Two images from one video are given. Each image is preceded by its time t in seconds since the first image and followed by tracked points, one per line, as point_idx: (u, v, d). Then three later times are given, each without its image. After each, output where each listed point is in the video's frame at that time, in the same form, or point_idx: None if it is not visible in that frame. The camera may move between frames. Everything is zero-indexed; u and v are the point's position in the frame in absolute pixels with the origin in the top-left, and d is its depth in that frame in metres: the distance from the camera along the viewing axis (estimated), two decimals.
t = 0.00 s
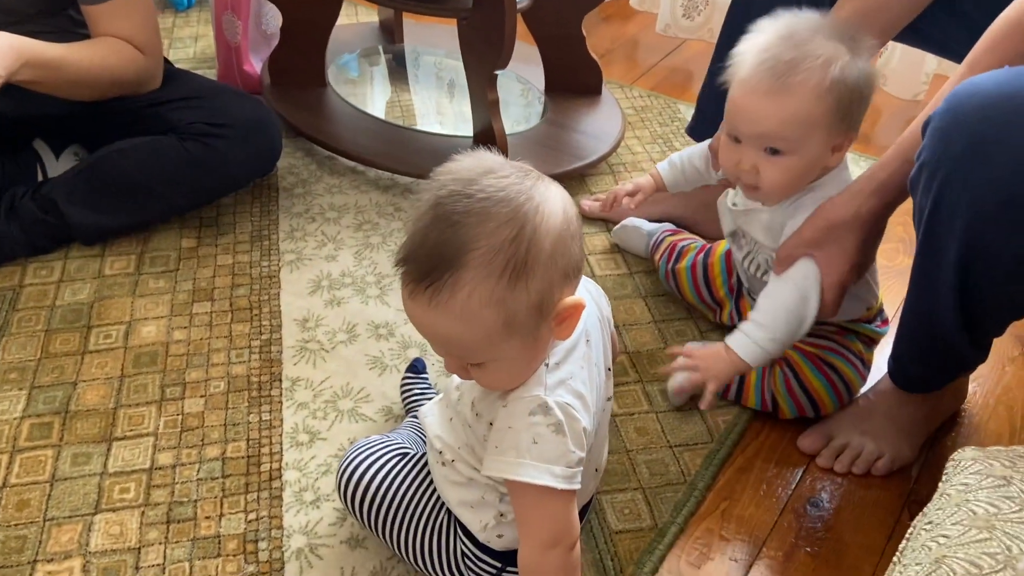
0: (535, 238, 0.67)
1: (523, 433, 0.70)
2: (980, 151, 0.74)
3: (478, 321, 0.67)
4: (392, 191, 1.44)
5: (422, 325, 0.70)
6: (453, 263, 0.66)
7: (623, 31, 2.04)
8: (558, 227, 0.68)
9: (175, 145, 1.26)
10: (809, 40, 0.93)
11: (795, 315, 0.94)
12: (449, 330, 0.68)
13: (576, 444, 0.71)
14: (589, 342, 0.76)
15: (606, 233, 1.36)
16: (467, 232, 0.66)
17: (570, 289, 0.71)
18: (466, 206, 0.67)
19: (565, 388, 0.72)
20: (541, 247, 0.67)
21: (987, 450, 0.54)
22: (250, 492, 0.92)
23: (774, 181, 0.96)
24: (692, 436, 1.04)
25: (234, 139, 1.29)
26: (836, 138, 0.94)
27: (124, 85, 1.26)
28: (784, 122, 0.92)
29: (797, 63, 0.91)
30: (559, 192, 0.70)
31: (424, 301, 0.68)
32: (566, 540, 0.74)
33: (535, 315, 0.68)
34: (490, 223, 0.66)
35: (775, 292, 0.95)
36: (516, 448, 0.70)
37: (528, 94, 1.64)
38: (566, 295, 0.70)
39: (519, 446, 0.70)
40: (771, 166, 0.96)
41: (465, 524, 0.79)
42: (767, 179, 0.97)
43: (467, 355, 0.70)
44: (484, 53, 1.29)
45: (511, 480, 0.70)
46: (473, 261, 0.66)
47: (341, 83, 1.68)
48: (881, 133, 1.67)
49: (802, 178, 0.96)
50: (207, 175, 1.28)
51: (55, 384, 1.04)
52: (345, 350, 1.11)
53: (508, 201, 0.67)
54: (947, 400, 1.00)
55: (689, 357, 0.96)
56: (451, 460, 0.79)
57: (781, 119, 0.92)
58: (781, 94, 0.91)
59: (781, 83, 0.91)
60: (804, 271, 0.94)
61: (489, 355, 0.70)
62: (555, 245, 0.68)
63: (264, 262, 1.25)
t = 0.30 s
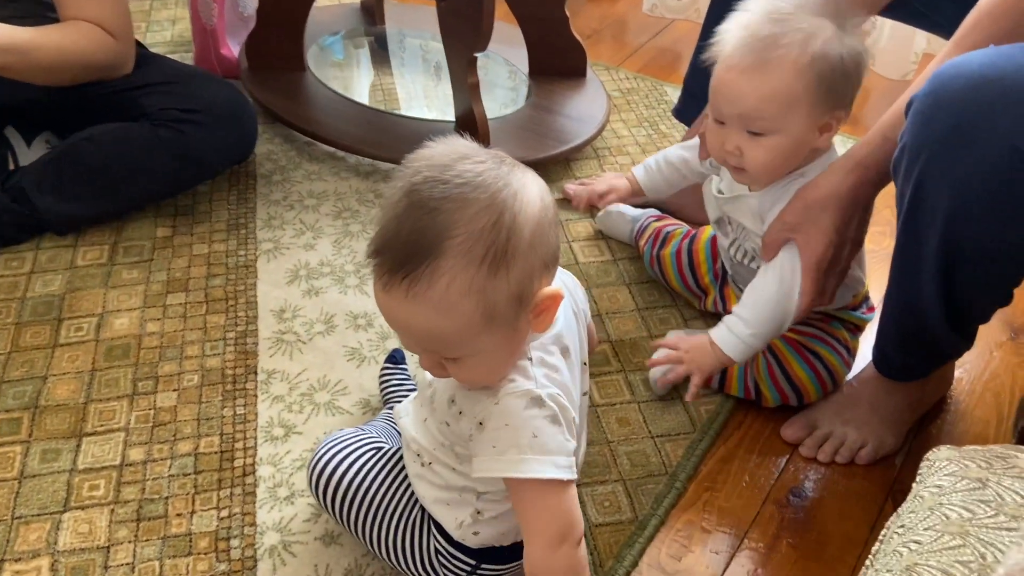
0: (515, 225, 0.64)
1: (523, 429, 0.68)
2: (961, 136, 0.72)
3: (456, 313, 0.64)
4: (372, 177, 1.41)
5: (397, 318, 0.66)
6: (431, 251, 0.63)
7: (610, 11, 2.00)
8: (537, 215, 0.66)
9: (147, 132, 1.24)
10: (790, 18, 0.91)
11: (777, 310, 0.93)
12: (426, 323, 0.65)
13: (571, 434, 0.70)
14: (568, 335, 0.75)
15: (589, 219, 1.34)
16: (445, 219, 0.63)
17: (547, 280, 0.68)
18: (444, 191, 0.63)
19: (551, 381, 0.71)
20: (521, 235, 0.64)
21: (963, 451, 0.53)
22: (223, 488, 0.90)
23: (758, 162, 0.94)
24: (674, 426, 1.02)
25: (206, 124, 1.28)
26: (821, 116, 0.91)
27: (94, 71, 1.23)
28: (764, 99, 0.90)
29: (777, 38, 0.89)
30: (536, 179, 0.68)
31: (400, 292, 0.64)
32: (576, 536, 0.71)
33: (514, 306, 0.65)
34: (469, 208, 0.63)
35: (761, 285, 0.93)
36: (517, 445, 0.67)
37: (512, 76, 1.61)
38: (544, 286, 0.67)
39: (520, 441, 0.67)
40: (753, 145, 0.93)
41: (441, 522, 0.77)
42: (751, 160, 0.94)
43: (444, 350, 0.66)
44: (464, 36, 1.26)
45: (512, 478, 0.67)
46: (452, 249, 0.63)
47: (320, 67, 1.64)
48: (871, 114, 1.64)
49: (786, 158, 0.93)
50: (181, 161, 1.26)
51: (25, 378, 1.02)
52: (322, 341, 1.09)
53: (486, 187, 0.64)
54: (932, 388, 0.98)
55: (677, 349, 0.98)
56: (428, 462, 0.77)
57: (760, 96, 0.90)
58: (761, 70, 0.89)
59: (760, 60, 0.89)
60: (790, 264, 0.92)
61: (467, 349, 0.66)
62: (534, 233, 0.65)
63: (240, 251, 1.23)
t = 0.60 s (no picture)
0: (494, 213, 0.62)
1: (500, 429, 0.66)
2: (949, 126, 0.70)
3: (428, 298, 0.62)
4: (355, 166, 1.39)
5: (366, 302, 0.64)
6: (404, 233, 0.61)
7: None
8: (520, 205, 0.63)
9: (122, 120, 1.22)
10: (771, 17, 0.89)
11: (728, 287, 0.95)
12: (395, 308, 0.63)
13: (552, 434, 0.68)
14: (554, 332, 0.73)
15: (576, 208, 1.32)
16: (423, 201, 0.61)
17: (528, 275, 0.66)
18: (423, 174, 0.62)
19: (530, 379, 0.69)
20: (499, 223, 0.62)
21: (942, 449, 0.52)
22: (199, 483, 0.89)
23: (734, 162, 0.95)
24: (659, 419, 1.01)
25: (183, 112, 1.26)
26: (798, 120, 0.91)
27: (69, 58, 1.20)
28: (736, 103, 0.90)
29: (756, 38, 0.89)
30: (522, 171, 0.66)
31: (371, 274, 0.62)
32: (568, 537, 0.69)
33: (490, 296, 0.63)
34: (448, 192, 0.61)
35: (725, 260, 0.94)
36: (494, 445, 0.66)
37: (499, 62, 1.58)
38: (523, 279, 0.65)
39: (496, 441, 0.66)
40: (729, 146, 0.94)
41: (428, 523, 0.76)
42: (728, 159, 0.95)
43: (413, 337, 0.65)
44: (447, 22, 1.24)
45: (490, 479, 0.66)
46: (426, 232, 0.61)
47: (304, 53, 1.62)
48: (862, 101, 1.62)
49: (762, 160, 0.94)
50: (158, 150, 1.24)
51: None
52: (302, 333, 1.07)
53: (466, 173, 0.62)
54: (920, 380, 0.97)
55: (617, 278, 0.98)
56: (414, 463, 0.76)
57: (732, 99, 0.90)
58: (734, 73, 0.89)
59: (733, 62, 0.89)
60: (756, 254, 0.93)
61: (438, 337, 0.64)
62: (514, 223, 0.63)
63: (219, 241, 1.21)
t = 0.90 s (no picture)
0: (490, 203, 0.61)
1: (451, 428, 0.64)
2: (935, 119, 0.70)
3: (401, 270, 0.61)
4: (345, 160, 1.38)
5: (344, 263, 0.64)
6: (393, 201, 0.61)
7: None
8: (519, 203, 0.63)
9: (108, 112, 1.20)
10: (764, 4, 0.90)
11: (722, 275, 0.95)
12: (369, 275, 0.62)
13: (507, 442, 0.65)
14: (534, 337, 0.69)
15: (566, 204, 1.31)
16: (418, 173, 0.61)
17: (513, 276, 0.65)
18: (424, 148, 0.62)
19: (497, 385, 0.66)
20: (491, 214, 0.61)
21: (925, 451, 0.52)
22: (182, 479, 0.88)
23: (728, 148, 0.94)
24: (647, 416, 1.00)
25: (169, 104, 1.25)
26: (790, 106, 0.90)
27: (56, 49, 1.19)
28: (729, 86, 0.89)
29: (748, 23, 0.89)
30: (532, 172, 0.65)
31: (355, 235, 0.62)
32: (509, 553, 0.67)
33: (467, 285, 0.63)
34: (445, 171, 0.61)
35: (719, 247, 0.94)
36: (443, 443, 0.64)
37: (492, 57, 1.57)
38: (506, 278, 0.64)
39: (446, 442, 0.64)
40: (722, 131, 0.93)
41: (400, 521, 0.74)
42: (721, 145, 0.94)
43: (385, 309, 0.64)
44: (439, 15, 1.23)
45: (437, 477, 0.64)
46: (414, 205, 0.60)
47: (296, 46, 1.60)
48: (856, 99, 1.62)
49: (756, 146, 0.93)
50: (145, 143, 1.23)
51: None
52: (288, 329, 1.06)
53: (472, 157, 0.62)
54: (910, 380, 0.96)
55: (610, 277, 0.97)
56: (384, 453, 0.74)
57: (725, 82, 0.89)
58: (726, 56, 0.89)
59: (725, 46, 0.89)
60: (750, 239, 0.92)
61: (409, 314, 0.64)
62: (507, 220, 0.62)
63: (207, 235, 1.20)
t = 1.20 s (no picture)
0: (499, 203, 0.61)
1: (425, 438, 0.63)
2: (926, 127, 0.70)
3: (398, 255, 0.60)
4: (340, 160, 1.38)
5: (343, 242, 0.63)
6: (404, 185, 0.60)
7: None
8: (525, 210, 0.63)
9: (102, 110, 1.20)
10: (742, 20, 0.89)
11: (719, 285, 0.93)
12: (368, 257, 0.61)
13: (485, 456, 0.64)
14: (522, 350, 0.68)
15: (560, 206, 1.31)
16: (432, 162, 0.61)
17: (507, 282, 0.64)
18: (444, 141, 0.62)
19: (477, 398, 0.64)
20: (497, 214, 0.61)
21: (908, 459, 0.52)
22: (168, 479, 0.88)
23: (715, 165, 0.95)
24: (637, 421, 1.00)
25: (164, 103, 1.24)
26: (773, 122, 0.91)
27: (51, 46, 1.19)
28: (710, 105, 0.90)
29: (727, 41, 0.88)
30: (539, 186, 0.65)
31: (360, 213, 0.61)
32: (484, 563, 0.67)
33: (463, 282, 0.62)
34: (460, 164, 0.61)
35: (714, 257, 0.93)
36: (418, 453, 0.64)
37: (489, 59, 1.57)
38: (498, 283, 0.64)
39: (421, 453, 0.63)
40: (708, 149, 0.94)
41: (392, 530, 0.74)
42: (708, 162, 0.95)
43: (378, 295, 0.63)
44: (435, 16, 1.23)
45: (412, 489, 0.64)
46: (424, 192, 0.60)
47: (293, 46, 1.60)
48: (853, 106, 1.61)
49: (742, 162, 0.94)
50: (138, 141, 1.22)
51: None
52: (279, 328, 1.06)
53: (487, 157, 0.62)
54: (901, 389, 0.96)
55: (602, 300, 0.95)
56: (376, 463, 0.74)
57: (706, 101, 0.90)
58: (707, 75, 0.89)
59: (706, 66, 0.89)
60: (744, 246, 0.92)
61: (403, 302, 0.63)
62: (511, 224, 0.62)
63: (199, 233, 1.19)
